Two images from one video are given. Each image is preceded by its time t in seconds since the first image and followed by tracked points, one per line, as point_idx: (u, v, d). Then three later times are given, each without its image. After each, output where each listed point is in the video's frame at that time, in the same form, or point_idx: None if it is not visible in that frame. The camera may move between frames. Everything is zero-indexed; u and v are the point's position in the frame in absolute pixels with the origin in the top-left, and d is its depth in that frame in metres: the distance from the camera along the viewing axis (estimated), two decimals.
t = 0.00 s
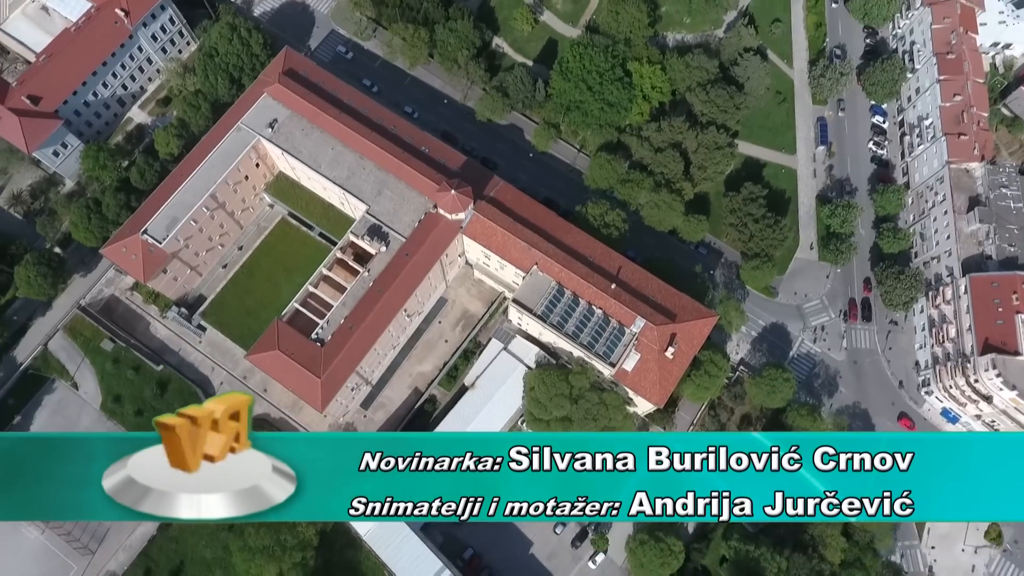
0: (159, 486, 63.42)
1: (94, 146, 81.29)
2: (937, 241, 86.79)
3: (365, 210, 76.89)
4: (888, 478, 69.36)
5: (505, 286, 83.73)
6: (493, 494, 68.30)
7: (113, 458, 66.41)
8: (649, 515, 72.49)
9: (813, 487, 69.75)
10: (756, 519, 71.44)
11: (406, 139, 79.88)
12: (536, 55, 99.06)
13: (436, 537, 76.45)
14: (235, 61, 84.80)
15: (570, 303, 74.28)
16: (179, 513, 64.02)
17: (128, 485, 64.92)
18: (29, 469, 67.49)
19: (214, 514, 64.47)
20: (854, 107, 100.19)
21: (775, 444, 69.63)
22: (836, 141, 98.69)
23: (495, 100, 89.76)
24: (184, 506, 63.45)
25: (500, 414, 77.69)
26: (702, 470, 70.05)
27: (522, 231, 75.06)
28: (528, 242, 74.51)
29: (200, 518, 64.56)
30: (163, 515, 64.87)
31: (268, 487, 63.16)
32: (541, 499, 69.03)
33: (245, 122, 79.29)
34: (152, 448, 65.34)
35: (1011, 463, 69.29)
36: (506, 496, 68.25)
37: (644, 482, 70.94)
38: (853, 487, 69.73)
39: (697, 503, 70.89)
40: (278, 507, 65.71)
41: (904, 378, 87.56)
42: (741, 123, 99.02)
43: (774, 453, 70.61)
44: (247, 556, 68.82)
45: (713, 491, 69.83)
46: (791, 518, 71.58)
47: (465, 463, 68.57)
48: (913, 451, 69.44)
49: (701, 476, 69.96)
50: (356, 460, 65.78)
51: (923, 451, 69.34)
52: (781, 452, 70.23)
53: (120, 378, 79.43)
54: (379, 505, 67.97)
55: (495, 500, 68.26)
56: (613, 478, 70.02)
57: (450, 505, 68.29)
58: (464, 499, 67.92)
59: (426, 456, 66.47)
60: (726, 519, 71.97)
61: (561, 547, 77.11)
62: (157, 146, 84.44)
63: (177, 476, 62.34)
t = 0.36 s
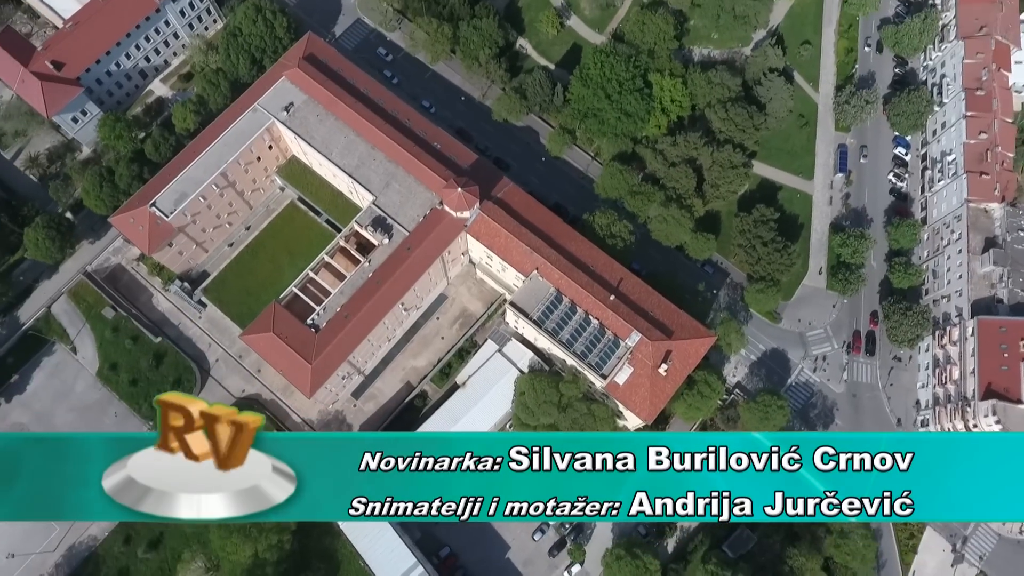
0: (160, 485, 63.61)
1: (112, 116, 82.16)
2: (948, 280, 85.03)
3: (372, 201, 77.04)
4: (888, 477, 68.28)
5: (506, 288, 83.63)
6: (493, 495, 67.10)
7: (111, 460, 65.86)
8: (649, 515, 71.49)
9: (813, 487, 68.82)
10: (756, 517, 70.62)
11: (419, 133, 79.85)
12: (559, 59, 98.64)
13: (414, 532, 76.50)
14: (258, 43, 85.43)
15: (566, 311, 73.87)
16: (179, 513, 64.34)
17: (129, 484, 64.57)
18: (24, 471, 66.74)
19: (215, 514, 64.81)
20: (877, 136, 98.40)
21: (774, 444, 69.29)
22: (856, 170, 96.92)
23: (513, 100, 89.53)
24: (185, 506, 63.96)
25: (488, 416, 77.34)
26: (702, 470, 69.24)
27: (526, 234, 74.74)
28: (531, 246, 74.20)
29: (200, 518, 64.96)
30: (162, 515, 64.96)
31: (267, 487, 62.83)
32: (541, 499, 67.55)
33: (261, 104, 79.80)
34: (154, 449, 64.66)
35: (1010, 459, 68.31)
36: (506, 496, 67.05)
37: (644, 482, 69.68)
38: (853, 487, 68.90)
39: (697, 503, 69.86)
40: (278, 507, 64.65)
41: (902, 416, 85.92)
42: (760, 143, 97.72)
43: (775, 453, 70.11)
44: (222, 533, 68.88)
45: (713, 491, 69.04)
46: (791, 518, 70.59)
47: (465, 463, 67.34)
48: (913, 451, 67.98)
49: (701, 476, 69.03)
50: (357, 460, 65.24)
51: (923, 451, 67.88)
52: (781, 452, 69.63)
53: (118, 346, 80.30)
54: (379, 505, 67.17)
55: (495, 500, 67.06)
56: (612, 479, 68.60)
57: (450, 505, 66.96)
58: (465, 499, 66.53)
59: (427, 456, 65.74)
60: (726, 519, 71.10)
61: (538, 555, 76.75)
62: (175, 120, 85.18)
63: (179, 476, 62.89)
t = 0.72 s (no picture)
0: (160, 486, 61.98)
1: (136, 85, 83.30)
2: (958, 324, 83.41)
3: (381, 192, 77.25)
4: (888, 478, 66.55)
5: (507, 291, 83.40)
6: (493, 495, 66.96)
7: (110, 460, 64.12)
8: (649, 515, 70.03)
9: (813, 487, 67.41)
10: (756, 517, 70.09)
11: (434, 127, 79.82)
12: (584, 66, 98.13)
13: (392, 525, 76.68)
14: (284, 25, 86.11)
15: (563, 320, 73.59)
16: (179, 514, 63.18)
17: (127, 484, 62.98)
18: (27, 467, 65.71)
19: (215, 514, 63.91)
20: (899, 171, 96.58)
21: (774, 444, 67.71)
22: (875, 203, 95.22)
23: (533, 103, 89.25)
24: (184, 506, 62.91)
25: (476, 416, 77.11)
26: (701, 470, 67.42)
27: (531, 239, 74.46)
28: (534, 251, 73.94)
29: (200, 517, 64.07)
30: (161, 517, 63.30)
31: (267, 487, 61.81)
32: (541, 500, 66.30)
33: (282, 86, 80.36)
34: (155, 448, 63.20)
35: (1011, 460, 66.49)
36: (506, 496, 66.49)
37: (644, 482, 68.24)
38: (853, 487, 67.29)
39: (698, 503, 68.32)
40: (278, 508, 63.53)
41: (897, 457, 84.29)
42: (779, 168, 96.46)
43: (775, 453, 68.70)
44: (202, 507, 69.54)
45: (712, 491, 67.65)
46: (791, 519, 69.54)
47: (465, 463, 66.49)
48: (914, 451, 66.42)
49: (700, 476, 67.31)
50: (356, 460, 65.14)
51: (923, 451, 66.37)
52: (781, 452, 68.24)
53: (121, 312, 81.35)
54: (379, 505, 65.76)
55: (495, 500, 66.89)
56: (612, 479, 67.24)
57: (450, 505, 66.50)
58: (465, 499, 66.30)
59: (426, 456, 65.26)
60: (725, 518, 70.65)
61: (513, 560, 76.49)
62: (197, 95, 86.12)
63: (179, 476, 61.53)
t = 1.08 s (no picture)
0: (161, 486, 61.31)
1: (162, 56, 84.46)
2: (963, 371, 81.61)
3: (390, 183, 77.45)
4: (887, 478, 64.76)
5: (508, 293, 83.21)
6: (493, 495, 65.28)
7: (108, 461, 62.38)
8: (649, 516, 68.24)
9: (813, 487, 65.79)
10: (755, 517, 69.20)
11: (449, 123, 79.71)
12: (609, 75, 97.46)
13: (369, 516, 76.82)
14: (313, 9, 86.71)
15: (558, 328, 73.26)
16: (181, 512, 62.64)
17: (128, 484, 61.88)
18: (26, 473, 64.02)
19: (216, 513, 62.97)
20: (920, 210, 94.55)
21: (775, 445, 64.63)
22: (891, 240, 93.48)
23: (552, 108, 88.85)
24: (186, 505, 62.24)
25: (463, 416, 76.80)
26: (702, 470, 65.82)
27: (534, 244, 74.13)
28: (536, 257, 73.66)
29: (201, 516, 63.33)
30: (163, 515, 62.77)
31: (267, 488, 60.86)
32: (541, 499, 65.13)
33: (304, 69, 80.86)
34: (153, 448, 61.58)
35: (1014, 459, 65.14)
36: (506, 496, 64.90)
37: (644, 482, 66.85)
38: (854, 487, 65.43)
39: (698, 503, 67.03)
40: (278, 508, 62.67)
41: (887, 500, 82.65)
42: (797, 196, 95.06)
43: (775, 453, 65.62)
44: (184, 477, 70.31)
45: (713, 491, 66.23)
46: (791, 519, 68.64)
47: (465, 462, 64.34)
48: (913, 451, 64.54)
49: (701, 476, 65.79)
50: (356, 460, 63.59)
51: (923, 451, 64.54)
52: (781, 453, 65.10)
53: (127, 278, 82.47)
54: (378, 505, 64.44)
55: (495, 500, 65.19)
56: (612, 479, 65.89)
57: (450, 505, 65.05)
58: (465, 500, 64.70)
59: (426, 456, 63.44)
60: (725, 519, 69.21)
61: (486, 564, 76.31)
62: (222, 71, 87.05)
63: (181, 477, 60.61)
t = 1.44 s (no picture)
0: (160, 486, 60.32)
1: (190, 30, 85.49)
2: (964, 421, 80.33)
3: (399, 176, 77.57)
4: (887, 478, 63.73)
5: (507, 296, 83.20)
6: (493, 495, 64.84)
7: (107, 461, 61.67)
8: (649, 514, 68.95)
9: (813, 487, 64.36)
10: (755, 516, 68.36)
11: (465, 121, 79.53)
12: (633, 86, 96.69)
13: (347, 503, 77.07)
14: None
15: (551, 336, 73.18)
16: (181, 512, 61.83)
17: (127, 484, 61.25)
18: (29, 474, 64.07)
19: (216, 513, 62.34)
20: (937, 252, 92.22)
21: (775, 445, 63.48)
22: (904, 280, 91.54)
23: (571, 115, 88.39)
24: (185, 505, 61.41)
25: (449, 413, 76.63)
26: (701, 470, 65.31)
27: (537, 249, 73.78)
28: (537, 263, 73.34)
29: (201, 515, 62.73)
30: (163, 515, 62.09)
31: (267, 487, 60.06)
32: (541, 500, 64.81)
33: (327, 55, 81.32)
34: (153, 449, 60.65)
35: (1013, 459, 63.22)
36: (506, 497, 64.74)
37: (644, 482, 66.51)
38: (854, 488, 64.12)
39: (697, 503, 67.38)
40: (278, 506, 62.20)
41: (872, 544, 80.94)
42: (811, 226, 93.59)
43: (775, 453, 64.68)
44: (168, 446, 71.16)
45: (712, 491, 66.07)
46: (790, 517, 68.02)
47: (466, 463, 63.28)
48: (913, 451, 63.48)
49: (701, 476, 65.41)
50: (356, 460, 63.15)
51: (923, 451, 63.29)
52: (781, 452, 64.08)
53: (135, 245, 83.59)
54: (378, 505, 63.48)
55: (495, 500, 64.99)
56: (612, 478, 65.55)
57: (450, 505, 64.90)
58: (465, 500, 64.21)
59: (426, 456, 61.94)
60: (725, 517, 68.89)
61: (458, 564, 76.15)
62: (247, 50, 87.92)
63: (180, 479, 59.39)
